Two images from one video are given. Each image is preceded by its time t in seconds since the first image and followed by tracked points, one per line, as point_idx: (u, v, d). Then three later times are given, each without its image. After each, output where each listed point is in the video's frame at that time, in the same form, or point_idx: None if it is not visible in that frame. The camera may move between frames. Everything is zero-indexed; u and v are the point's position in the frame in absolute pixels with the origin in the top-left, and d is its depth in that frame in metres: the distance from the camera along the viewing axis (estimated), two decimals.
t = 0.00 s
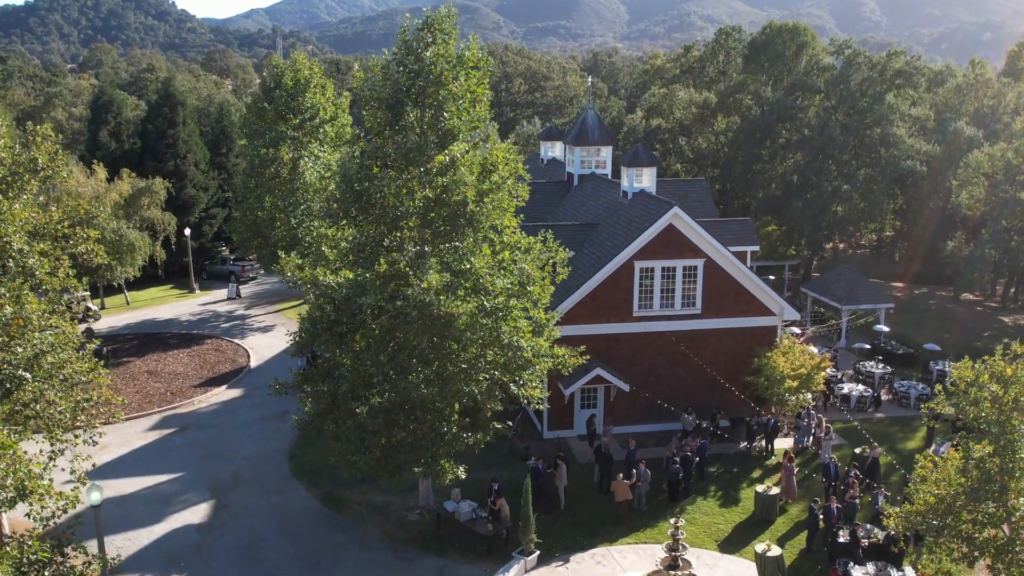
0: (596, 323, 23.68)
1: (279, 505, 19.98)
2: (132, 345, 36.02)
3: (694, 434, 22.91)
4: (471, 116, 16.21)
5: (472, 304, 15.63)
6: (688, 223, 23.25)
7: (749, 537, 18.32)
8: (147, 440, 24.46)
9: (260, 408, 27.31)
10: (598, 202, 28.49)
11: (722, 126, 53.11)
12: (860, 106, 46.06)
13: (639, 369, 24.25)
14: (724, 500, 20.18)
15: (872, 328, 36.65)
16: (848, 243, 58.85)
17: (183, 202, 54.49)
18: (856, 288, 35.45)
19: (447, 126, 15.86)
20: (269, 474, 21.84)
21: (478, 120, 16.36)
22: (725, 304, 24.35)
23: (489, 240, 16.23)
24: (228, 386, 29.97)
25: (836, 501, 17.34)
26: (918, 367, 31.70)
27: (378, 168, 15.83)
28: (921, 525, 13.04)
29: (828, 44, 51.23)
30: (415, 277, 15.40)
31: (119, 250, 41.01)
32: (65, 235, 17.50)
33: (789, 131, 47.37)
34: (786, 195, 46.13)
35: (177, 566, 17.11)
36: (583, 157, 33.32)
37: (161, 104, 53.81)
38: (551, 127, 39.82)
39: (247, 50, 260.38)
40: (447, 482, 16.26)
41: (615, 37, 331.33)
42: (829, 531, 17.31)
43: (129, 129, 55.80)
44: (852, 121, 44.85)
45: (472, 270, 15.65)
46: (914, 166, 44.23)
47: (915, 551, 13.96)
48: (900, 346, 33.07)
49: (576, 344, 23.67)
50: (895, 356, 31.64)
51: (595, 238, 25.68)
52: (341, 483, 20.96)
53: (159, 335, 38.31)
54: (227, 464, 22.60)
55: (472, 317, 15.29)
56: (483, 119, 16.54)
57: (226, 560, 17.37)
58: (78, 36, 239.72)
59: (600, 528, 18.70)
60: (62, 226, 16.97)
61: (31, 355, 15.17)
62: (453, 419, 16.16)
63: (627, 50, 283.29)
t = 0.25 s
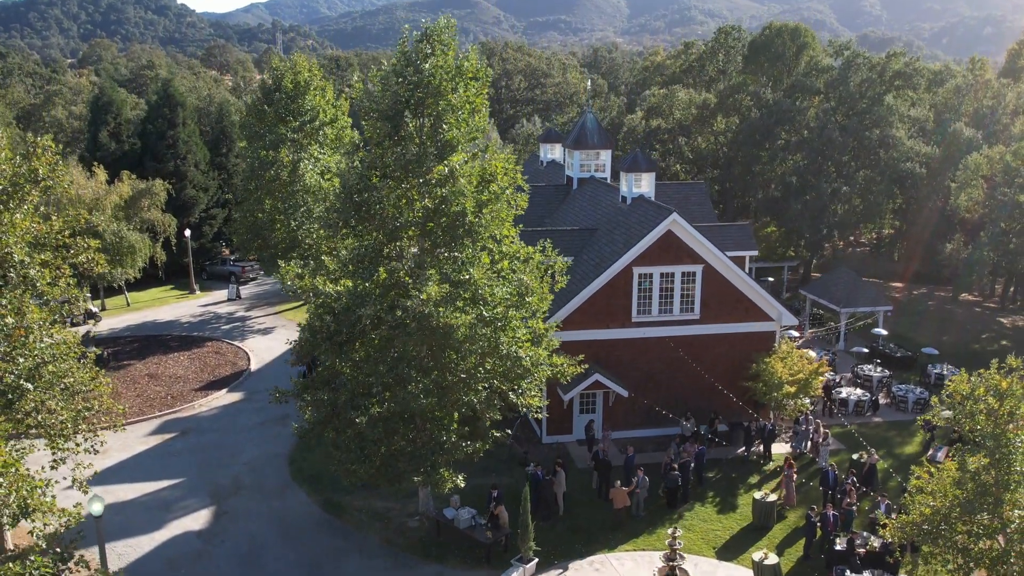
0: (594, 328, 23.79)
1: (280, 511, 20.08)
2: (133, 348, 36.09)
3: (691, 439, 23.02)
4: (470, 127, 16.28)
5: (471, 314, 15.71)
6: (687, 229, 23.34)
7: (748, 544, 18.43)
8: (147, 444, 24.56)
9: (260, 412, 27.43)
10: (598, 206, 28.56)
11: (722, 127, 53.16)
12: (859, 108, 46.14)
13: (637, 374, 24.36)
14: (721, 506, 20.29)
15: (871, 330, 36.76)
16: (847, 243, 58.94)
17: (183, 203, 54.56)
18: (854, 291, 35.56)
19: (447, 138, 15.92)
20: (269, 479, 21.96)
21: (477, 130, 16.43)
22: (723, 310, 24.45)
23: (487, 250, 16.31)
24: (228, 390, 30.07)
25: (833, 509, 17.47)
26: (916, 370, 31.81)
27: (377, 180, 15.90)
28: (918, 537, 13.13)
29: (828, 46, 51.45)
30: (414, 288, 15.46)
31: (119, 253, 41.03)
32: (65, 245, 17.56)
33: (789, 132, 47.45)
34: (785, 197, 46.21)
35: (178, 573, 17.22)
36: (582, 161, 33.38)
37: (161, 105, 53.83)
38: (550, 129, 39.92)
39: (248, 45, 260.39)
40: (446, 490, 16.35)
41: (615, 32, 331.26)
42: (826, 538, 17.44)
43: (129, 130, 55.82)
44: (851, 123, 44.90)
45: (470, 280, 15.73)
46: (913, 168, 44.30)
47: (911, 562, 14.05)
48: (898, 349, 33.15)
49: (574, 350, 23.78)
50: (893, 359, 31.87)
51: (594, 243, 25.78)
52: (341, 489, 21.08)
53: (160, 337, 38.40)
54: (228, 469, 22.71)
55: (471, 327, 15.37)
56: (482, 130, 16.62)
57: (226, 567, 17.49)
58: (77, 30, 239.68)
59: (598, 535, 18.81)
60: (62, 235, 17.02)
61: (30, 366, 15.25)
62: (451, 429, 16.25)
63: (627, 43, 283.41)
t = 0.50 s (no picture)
0: (594, 333, 23.88)
1: (281, 516, 20.22)
2: (133, 350, 36.19)
3: (690, 444, 23.13)
4: (470, 137, 16.35)
5: (470, 324, 15.80)
6: (685, 234, 23.42)
7: (745, 550, 18.57)
8: (148, 448, 24.68)
9: (261, 415, 27.56)
10: (597, 210, 28.64)
11: (721, 127, 53.16)
12: (858, 109, 46.16)
13: (636, 378, 24.47)
14: (719, 511, 20.40)
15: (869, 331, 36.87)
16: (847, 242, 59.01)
17: (184, 203, 54.62)
18: (852, 292, 35.67)
19: (446, 148, 15.99)
20: (270, 484, 22.08)
21: (477, 140, 16.50)
22: (722, 315, 24.53)
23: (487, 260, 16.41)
24: (229, 393, 30.19)
25: (831, 515, 17.63)
26: (914, 372, 31.92)
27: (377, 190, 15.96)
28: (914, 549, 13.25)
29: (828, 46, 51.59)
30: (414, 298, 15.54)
31: (120, 254, 41.10)
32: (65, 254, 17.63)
33: (788, 133, 47.46)
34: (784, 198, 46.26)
35: None
36: (582, 164, 33.40)
37: (161, 105, 53.83)
38: (550, 131, 39.97)
39: (248, 40, 259.80)
40: (446, 498, 16.49)
41: (615, 27, 330.65)
42: (824, 544, 17.59)
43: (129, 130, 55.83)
44: (850, 124, 44.78)
45: (470, 290, 15.82)
46: (912, 169, 44.36)
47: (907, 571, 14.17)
48: (896, 351, 33.24)
49: (573, 354, 23.88)
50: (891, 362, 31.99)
51: (593, 248, 25.86)
52: (341, 494, 21.21)
53: (160, 339, 38.49)
54: (229, 474, 22.84)
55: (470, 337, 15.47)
56: (482, 139, 16.69)
57: (227, 573, 17.63)
58: (77, 25, 239.22)
59: (597, 541, 18.93)
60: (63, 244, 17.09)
61: (32, 377, 15.35)
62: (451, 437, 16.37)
63: (627, 38, 282.79)
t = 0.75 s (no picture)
0: (593, 336, 23.97)
1: (282, 520, 20.35)
2: (134, 351, 36.29)
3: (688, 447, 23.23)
4: (470, 145, 16.43)
5: (470, 332, 15.93)
6: (684, 239, 23.49)
7: (743, 554, 18.70)
8: (150, 450, 24.80)
9: (262, 417, 27.68)
10: (597, 213, 28.70)
11: (722, 126, 53.14)
12: (858, 109, 46.19)
13: (635, 382, 24.58)
14: (717, 515, 20.52)
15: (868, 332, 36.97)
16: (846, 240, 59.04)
17: (184, 202, 54.69)
18: (851, 293, 35.75)
19: (446, 157, 16.05)
20: (271, 487, 22.20)
21: (476, 148, 16.58)
22: (721, 319, 24.63)
23: (487, 268, 16.52)
24: (229, 394, 30.31)
25: (828, 520, 17.79)
26: (912, 374, 32.02)
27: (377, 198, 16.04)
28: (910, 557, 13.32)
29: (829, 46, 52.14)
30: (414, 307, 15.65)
31: (121, 254, 41.18)
32: (67, 260, 17.71)
33: (788, 133, 47.48)
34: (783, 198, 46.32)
35: None
36: (582, 165, 33.41)
37: (161, 104, 53.85)
38: (550, 131, 40.02)
39: (248, 34, 259.27)
40: (446, 504, 16.59)
41: (616, 21, 329.98)
42: (821, 549, 17.74)
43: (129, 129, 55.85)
44: (849, 124, 44.68)
45: (470, 299, 15.94)
46: (911, 170, 44.41)
47: None
48: (895, 352, 33.35)
49: (572, 358, 23.99)
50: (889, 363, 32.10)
51: (592, 252, 25.95)
52: (342, 497, 21.34)
53: (161, 340, 38.60)
54: (230, 476, 22.96)
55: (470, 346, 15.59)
56: (482, 147, 16.78)
57: None
58: (77, 20, 238.83)
59: (596, 545, 19.06)
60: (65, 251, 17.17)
61: (35, 383, 15.47)
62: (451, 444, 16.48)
63: (628, 32, 282.16)
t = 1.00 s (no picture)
0: (593, 339, 24.05)
1: (283, 523, 20.45)
2: (135, 351, 36.36)
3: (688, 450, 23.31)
4: (470, 152, 16.51)
5: (470, 338, 16.03)
6: (684, 242, 23.55)
7: (741, 557, 18.82)
8: (151, 452, 24.89)
9: (262, 419, 27.79)
10: (596, 215, 28.75)
11: (722, 124, 53.11)
12: (858, 108, 46.19)
13: (635, 384, 24.66)
14: (717, 518, 20.61)
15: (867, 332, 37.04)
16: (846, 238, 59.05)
17: (185, 201, 54.70)
18: (851, 293, 35.80)
19: (446, 163, 16.11)
20: (271, 489, 22.30)
21: (476, 154, 16.67)
22: (720, 321, 24.71)
23: (486, 274, 16.62)
24: (230, 395, 30.40)
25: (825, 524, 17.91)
26: (911, 375, 32.12)
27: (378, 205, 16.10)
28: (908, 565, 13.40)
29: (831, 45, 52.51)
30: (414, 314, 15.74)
31: (121, 254, 41.23)
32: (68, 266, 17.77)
33: (788, 133, 47.50)
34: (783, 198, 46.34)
35: None
36: (582, 166, 33.41)
37: (161, 103, 53.82)
38: (550, 131, 40.01)
39: (248, 28, 258.69)
40: (446, 509, 16.68)
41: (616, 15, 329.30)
42: (819, 553, 17.86)
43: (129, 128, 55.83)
44: (849, 124, 44.61)
45: (470, 306, 16.06)
46: (911, 169, 44.43)
47: None
48: (894, 353, 33.44)
49: (572, 360, 24.05)
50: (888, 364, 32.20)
51: (592, 254, 26.02)
52: (342, 500, 21.44)
53: (162, 340, 38.67)
54: (231, 479, 23.06)
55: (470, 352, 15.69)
56: (481, 153, 16.85)
57: None
58: (76, 14, 238.32)
59: (595, 548, 19.16)
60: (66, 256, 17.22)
61: (37, 389, 15.55)
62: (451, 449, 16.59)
63: (629, 26, 281.48)
